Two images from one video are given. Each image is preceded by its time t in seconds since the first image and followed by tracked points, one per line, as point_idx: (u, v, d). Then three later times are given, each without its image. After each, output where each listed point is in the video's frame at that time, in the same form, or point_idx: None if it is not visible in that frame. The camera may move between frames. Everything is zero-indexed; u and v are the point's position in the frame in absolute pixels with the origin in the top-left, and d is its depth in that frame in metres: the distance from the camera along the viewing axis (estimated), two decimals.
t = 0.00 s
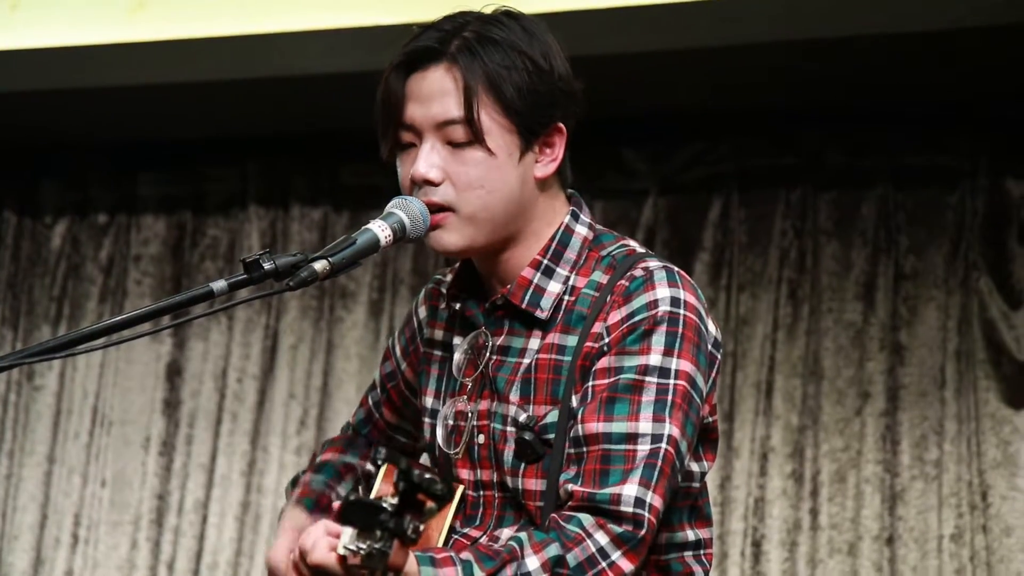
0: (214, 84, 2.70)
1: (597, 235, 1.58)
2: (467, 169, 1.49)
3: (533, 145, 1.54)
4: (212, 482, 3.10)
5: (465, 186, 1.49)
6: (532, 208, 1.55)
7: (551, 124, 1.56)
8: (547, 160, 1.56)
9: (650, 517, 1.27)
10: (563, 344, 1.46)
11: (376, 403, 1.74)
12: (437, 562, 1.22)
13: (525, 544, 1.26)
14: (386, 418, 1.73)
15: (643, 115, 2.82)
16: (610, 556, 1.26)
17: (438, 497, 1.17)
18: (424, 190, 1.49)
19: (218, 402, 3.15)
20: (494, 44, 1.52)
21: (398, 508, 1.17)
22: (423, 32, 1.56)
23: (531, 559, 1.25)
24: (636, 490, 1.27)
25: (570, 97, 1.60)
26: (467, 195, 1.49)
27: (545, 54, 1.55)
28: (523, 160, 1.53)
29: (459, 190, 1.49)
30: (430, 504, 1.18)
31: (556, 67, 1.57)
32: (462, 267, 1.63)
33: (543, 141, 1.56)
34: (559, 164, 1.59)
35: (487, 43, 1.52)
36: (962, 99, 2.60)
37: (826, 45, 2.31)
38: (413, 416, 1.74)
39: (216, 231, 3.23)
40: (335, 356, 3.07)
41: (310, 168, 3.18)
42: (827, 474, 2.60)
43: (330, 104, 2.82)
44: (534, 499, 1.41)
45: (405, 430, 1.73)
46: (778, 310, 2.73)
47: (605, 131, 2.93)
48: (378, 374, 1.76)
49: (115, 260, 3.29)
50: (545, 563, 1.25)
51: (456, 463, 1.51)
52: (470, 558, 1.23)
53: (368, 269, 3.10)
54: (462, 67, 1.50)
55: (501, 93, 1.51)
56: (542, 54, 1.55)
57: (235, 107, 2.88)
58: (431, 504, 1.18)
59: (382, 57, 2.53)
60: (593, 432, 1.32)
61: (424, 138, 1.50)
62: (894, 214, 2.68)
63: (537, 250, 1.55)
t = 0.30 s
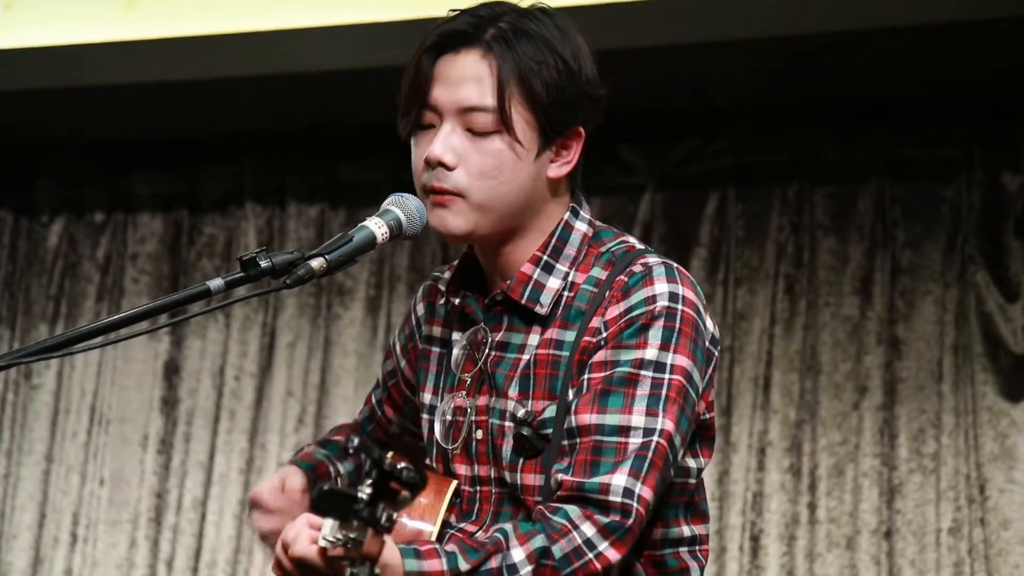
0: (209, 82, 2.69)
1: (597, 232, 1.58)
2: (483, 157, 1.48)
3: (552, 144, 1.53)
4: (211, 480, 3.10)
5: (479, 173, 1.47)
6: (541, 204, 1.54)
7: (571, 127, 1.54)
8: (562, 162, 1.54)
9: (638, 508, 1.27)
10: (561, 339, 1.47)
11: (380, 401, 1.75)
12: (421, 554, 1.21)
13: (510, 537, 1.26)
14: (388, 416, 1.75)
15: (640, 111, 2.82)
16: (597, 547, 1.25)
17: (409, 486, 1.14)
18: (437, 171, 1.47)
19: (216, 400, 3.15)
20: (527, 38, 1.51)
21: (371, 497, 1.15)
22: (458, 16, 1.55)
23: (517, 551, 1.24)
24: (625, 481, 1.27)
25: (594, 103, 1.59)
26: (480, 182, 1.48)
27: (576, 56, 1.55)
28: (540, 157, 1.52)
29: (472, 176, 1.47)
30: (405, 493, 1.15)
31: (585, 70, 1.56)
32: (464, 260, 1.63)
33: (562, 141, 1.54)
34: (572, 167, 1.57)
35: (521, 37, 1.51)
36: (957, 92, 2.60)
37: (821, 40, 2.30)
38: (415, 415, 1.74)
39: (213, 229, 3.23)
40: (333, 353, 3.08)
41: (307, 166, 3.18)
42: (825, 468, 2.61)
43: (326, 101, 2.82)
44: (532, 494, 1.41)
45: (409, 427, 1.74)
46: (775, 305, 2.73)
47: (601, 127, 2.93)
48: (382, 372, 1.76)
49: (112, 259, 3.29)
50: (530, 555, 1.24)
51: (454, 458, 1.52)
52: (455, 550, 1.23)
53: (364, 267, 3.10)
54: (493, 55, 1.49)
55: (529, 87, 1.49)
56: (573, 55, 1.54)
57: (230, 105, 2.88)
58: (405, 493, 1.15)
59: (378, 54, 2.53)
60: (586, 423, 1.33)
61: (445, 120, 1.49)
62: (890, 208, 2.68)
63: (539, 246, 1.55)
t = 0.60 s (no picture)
0: (208, 81, 2.70)
1: (604, 233, 1.58)
2: (493, 154, 1.47)
3: (563, 149, 1.53)
4: (209, 479, 3.10)
5: (488, 170, 1.47)
6: (548, 206, 1.54)
7: (585, 133, 1.55)
8: (572, 167, 1.55)
9: (645, 509, 1.27)
10: (567, 338, 1.46)
11: (375, 400, 1.73)
12: (431, 555, 1.21)
13: (518, 537, 1.26)
14: (384, 415, 1.72)
15: (638, 111, 2.83)
16: (604, 548, 1.26)
17: (426, 487, 1.13)
18: (446, 165, 1.47)
19: (214, 399, 3.15)
20: (549, 40, 1.51)
21: (385, 498, 1.14)
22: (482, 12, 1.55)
23: (525, 552, 1.24)
24: (632, 482, 1.27)
25: (611, 109, 1.59)
26: (488, 179, 1.47)
27: (596, 60, 1.54)
28: (550, 160, 1.51)
29: (482, 173, 1.47)
30: (420, 494, 1.13)
31: (605, 76, 1.55)
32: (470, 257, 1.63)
33: (573, 147, 1.54)
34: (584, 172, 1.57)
35: (543, 38, 1.51)
36: (955, 91, 2.60)
37: (820, 38, 2.31)
38: (412, 412, 1.72)
39: (211, 228, 3.23)
40: (331, 353, 3.07)
41: (305, 166, 3.18)
42: (823, 467, 2.61)
43: (324, 100, 2.83)
44: (536, 493, 1.41)
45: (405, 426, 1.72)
46: (773, 304, 2.73)
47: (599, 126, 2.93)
48: (378, 372, 1.74)
49: (110, 258, 3.29)
50: (538, 556, 1.24)
51: (456, 456, 1.51)
52: (463, 550, 1.23)
53: (363, 266, 3.10)
54: (513, 54, 1.49)
55: (545, 90, 1.49)
56: (593, 60, 1.54)
57: (229, 104, 2.88)
58: (421, 494, 1.13)
59: (376, 53, 2.53)
60: (594, 424, 1.32)
61: (460, 115, 1.49)
62: (889, 207, 2.68)
63: (544, 246, 1.54)
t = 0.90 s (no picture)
0: (207, 73, 2.70)
1: (597, 221, 1.56)
2: (472, 150, 1.47)
3: (543, 138, 1.52)
4: (209, 470, 3.11)
5: (468, 167, 1.47)
6: (534, 196, 1.53)
7: (563, 120, 1.53)
8: (553, 155, 1.53)
9: (642, 501, 1.26)
10: (559, 327, 1.45)
11: (371, 389, 1.72)
12: (429, 552, 1.21)
13: (515, 531, 1.25)
14: (380, 404, 1.71)
15: (636, 102, 2.83)
16: (601, 541, 1.25)
17: (420, 492, 1.18)
18: (425, 164, 1.47)
19: (214, 390, 3.15)
20: (519, 31, 1.50)
21: (381, 503, 1.17)
22: (452, 8, 1.54)
23: (523, 546, 1.24)
24: (628, 474, 1.26)
25: (589, 96, 1.58)
26: (469, 176, 1.47)
27: (570, 49, 1.53)
28: (529, 150, 1.51)
29: (461, 170, 1.47)
30: (414, 498, 1.18)
31: (580, 63, 1.54)
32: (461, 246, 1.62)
33: (553, 135, 1.53)
34: (567, 159, 1.56)
35: (513, 30, 1.50)
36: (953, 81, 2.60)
37: (818, 27, 2.30)
38: (409, 401, 1.72)
39: (210, 219, 3.24)
40: (331, 344, 3.08)
41: (304, 157, 3.19)
42: (823, 457, 2.61)
43: (323, 92, 2.82)
44: (529, 482, 1.41)
45: (401, 415, 1.72)
46: (772, 294, 2.73)
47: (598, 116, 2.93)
48: (374, 360, 1.74)
49: (110, 249, 3.30)
50: (536, 550, 1.24)
51: (450, 445, 1.51)
52: (461, 546, 1.23)
53: (363, 257, 3.10)
54: (483, 48, 1.48)
55: (519, 80, 1.48)
56: (567, 48, 1.53)
57: (228, 95, 2.88)
58: (416, 499, 1.18)
59: (375, 44, 2.52)
60: (589, 415, 1.31)
61: (436, 112, 1.49)
62: (888, 196, 2.68)
63: (535, 234, 1.54)
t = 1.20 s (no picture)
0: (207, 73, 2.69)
1: (586, 218, 1.57)
2: (454, 158, 1.46)
3: (522, 138, 1.51)
4: (209, 470, 3.11)
5: (452, 175, 1.46)
6: (520, 197, 1.53)
7: (540, 118, 1.53)
8: (536, 155, 1.52)
9: (638, 493, 1.26)
10: (550, 322, 1.45)
11: (363, 386, 1.72)
12: (423, 556, 1.21)
13: (510, 531, 1.25)
14: (372, 402, 1.71)
15: (635, 103, 2.83)
16: (598, 535, 1.25)
17: (410, 498, 1.13)
18: (410, 178, 1.46)
19: (214, 391, 3.15)
20: (487, 37, 1.50)
21: (372, 510, 1.13)
22: (418, 21, 1.54)
23: (518, 545, 1.24)
24: (623, 466, 1.26)
25: (565, 92, 1.57)
26: (454, 185, 1.46)
27: (540, 48, 1.53)
28: (509, 152, 1.50)
29: (446, 179, 1.46)
30: (405, 504, 1.13)
31: (551, 61, 1.53)
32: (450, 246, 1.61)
33: (532, 135, 1.52)
34: (550, 157, 1.55)
35: (480, 36, 1.49)
36: (952, 82, 2.61)
37: (820, 28, 2.30)
38: (400, 401, 1.72)
39: (210, 219, 3.24)
40: (331, 344, 3.08)
41: (304, 157, 3.19)
42: (823, 457, 2.61)
43: (323, 92, 2.82)
44: (524, 478, 1.40)
45: (391, 414, 1.73)
46: (772, 294, 2.73)
47: (598, 117, 2.93)
48: (366, 359, 1.74)
49: (110, 250, 3.30)
50: (531, 549, 1.24)
51: (441, 443, 1.50)
52: (456, 548, 1.23)
53: (362, 257, 3.10)
54: (451, 56, 1.47)
55: (491, 85, 1.48)
56: (537, 48, 1.52)
57: (228, 95, 2.88)
58: (406, 504, 1.13)
59: (376, 44, 2.52)
60: (582, 409, 1.31)
61: (413, 125, 1.48)
62: (887, 197, 2.68)
63: (526, 230, 1.53)
